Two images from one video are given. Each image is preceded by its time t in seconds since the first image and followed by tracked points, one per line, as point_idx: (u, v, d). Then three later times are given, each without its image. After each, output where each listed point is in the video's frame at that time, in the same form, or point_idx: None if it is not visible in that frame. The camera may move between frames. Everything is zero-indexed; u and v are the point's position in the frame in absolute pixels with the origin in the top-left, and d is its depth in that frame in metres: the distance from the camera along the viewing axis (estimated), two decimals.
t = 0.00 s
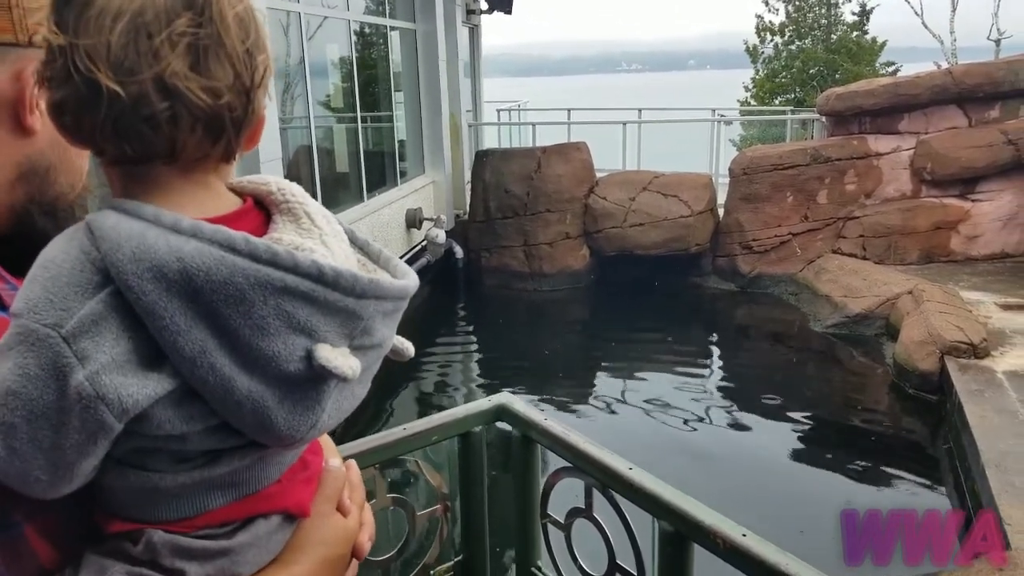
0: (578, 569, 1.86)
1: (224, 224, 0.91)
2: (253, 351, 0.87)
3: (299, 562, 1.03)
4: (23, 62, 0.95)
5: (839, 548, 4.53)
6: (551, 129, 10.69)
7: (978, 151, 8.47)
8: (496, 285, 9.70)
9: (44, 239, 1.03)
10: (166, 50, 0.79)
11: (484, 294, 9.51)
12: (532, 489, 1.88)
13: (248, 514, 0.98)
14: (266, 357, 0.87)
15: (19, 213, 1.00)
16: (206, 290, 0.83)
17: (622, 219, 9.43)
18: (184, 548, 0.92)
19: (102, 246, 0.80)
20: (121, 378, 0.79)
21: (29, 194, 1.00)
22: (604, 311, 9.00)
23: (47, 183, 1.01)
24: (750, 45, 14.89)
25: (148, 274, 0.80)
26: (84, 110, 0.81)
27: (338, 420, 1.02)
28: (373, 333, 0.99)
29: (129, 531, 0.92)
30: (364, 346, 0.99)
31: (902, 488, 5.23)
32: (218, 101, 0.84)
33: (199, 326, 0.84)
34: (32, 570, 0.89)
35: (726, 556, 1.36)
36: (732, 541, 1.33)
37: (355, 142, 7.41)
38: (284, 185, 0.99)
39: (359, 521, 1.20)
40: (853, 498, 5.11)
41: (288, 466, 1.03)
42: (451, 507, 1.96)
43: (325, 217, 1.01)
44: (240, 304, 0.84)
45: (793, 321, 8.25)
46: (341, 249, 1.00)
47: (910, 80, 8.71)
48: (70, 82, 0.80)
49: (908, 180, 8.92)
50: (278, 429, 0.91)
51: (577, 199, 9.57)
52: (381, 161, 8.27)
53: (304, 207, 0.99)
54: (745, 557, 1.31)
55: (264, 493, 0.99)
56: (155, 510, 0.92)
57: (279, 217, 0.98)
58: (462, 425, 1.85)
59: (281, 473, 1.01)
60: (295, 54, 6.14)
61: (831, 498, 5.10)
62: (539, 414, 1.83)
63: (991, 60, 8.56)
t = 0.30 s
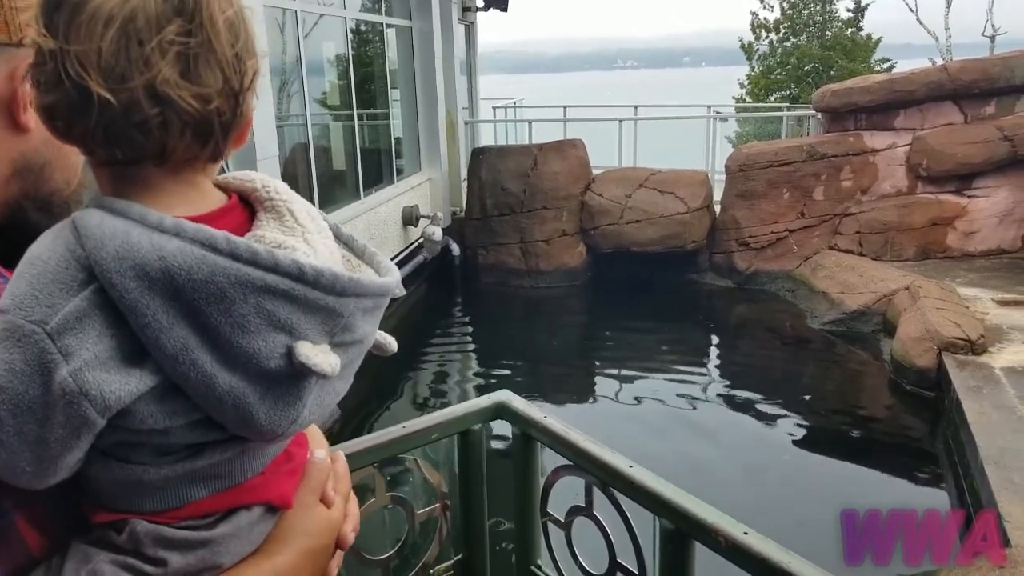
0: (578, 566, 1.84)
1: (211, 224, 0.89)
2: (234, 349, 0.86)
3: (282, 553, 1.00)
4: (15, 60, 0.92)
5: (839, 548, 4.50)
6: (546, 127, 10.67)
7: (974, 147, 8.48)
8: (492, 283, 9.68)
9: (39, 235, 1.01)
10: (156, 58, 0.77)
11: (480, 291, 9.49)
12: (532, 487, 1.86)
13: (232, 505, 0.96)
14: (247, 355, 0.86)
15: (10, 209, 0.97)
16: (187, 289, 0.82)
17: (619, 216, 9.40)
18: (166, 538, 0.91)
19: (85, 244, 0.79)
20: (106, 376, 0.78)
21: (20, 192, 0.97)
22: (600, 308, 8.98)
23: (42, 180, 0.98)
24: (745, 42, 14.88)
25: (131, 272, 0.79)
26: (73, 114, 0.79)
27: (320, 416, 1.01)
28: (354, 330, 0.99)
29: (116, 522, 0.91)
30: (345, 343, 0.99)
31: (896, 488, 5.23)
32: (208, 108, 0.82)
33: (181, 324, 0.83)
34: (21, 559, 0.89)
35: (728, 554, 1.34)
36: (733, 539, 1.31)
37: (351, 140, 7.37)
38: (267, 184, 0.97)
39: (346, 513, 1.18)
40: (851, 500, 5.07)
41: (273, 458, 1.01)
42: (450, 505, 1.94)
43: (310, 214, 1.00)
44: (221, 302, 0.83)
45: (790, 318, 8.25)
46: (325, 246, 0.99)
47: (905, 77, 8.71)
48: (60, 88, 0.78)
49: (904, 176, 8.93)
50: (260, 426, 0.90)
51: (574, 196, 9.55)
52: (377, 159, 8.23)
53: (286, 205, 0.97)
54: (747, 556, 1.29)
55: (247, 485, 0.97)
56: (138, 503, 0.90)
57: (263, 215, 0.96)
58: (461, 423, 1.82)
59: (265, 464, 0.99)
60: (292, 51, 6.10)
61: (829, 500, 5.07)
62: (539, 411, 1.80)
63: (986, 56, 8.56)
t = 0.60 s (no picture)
0: None
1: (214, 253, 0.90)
2: (239, 372, 0.87)
3: None
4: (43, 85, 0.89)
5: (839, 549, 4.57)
6: (551, 139, 10.65)
7: (980, 157, 8.45)
8: (497, 295, 9.64)
9: (60, 251, 0.99)
10: (158, 92, 0.79)
11: (485, 303, 9.45)
12: (541, 504, 1.80)
13: (238, 536, 0.96)
14: (252, 378, 0.88)
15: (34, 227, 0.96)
16: (194, 314, 0.83)
17: (624, 227, 9.36)
18: (171, 570, 0.90)
19: (95, 273, 0.81)
20: (115, 402, 0.80)
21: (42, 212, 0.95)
22: (607, 320, 8.93)
23: (64, 197, 0.96)
24: (748, 54, 14.89)
25: (139, 299, 0.81)
26: (81, 152, 0.81)
27: (327, 439, 1.02)
28: (356, 353, 0.99)
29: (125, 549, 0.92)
30: (347, 366, 0.99)
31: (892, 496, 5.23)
32: (210, 138, 0.84)
33: (188, 348, 0.84)
34: None
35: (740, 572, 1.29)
36: (745, 556, 1.27)
37: (358, 154, 7.35)
38: (269, 212, 0.99)
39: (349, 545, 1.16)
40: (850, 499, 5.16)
41: (277, 487, 1.01)
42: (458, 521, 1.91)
43: (313, 241, 1.02)
44: (226, 327, 0.85)
45: (797, 329, 8.20)
46: (326, 273, 0.99)
47: (910, 88, 8.69)
48: (69, 124, 0.80)
49: (911, 187, 8.89)
50: (266, 449, 0.91)
51: (579, 208, 9.52)
52: (384, 172, 8.21)
53: (289, 233, 0.98)
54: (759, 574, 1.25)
55: (251, 515, 0.97)
56: (145, 532, 0.91)
57: (265, 242, 0.97)
58: (468, 438, 1.75)
59: (269, 494, 0.99)
60: (300, 66, 6.08)
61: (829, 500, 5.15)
62: (546, 426, 1.75)
63: (992, 66, 8.55)
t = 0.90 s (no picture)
0: None
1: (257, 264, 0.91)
2: (304, 369, 0.88)
3: None
4: (45, 95, 0.89)
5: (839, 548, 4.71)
6: (558, 156, 10.69)
7: (989, 174, 8.44)
8: (505, 312, 9.65)
9: (72, 271, 0.99)
10: (199, 94, 0.82)
11: (493, 320, 9.45)
12: (549, 521, 1.82)
13: (301, 564, 0.97)
14: (318, 374, 0.89)
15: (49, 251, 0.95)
16: (256, 312, 0.84)
17: (632, 244, 9.35)
18: None
19: (148, 283, 0.81)
20: (180, 410, 0.79)
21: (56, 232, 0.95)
22: (615, 337, 8.92)
23: (72, 213, 0.96)
24: (755, 72, 14.94)
25: (199, 301, 0.82)
26: (122, 156, 0.81)
27: (389, 443, 1.02)
28: (411, 352, 1.00)
29: None
30: (404, 365, 1.00)
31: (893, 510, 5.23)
32: (250, 137, 0.86)
33: (252, 349, 0.85)
34: None
35: None
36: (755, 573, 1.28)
37: (366, 171, 7.39)
38: (304, 223, 1.03)
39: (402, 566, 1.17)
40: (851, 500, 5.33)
41: (336, 508, 1.02)
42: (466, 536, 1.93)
43: (349, 250, 1.04)
44: (289, 322, 0.86)
45: (806, 347, 8.17)
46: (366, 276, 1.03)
47: (918, 105, 8.70)
48: (110, 129, 0.80)
49: (920, 204, 8.90)
50: (336, 449, 0.92)
51: (586, 224, 9.53)
52: (392, 189, 8.25)
53: (327, 240, 1.02)
54: None
55: (312, 541, 0.98)
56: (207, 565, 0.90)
57: (305, 250, 1.02)
58: (477, 454, 1.75)
59: (327, 518, 1.00)
60: (309, 84, 6.13)
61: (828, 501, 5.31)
62: (555, 441, 1.75)
63: (999, 83, 8.55)
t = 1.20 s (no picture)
0: None
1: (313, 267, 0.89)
2: (379, 360, 0.87)
3: None
4: (24, 103, 0.85)
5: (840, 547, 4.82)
6: (560, 167, 10.73)
7: (991, 183, 8.45)
8: (509, 322, 9.67)
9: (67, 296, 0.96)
10: (271, 62, 0.81)
11: (496, 331, 9.47)
12: (549, 532, 1.83)
13: None
14: (392, 364, 0.87)
15: (41, 275, 0.92)
16: (330, 303, 0.82)
17: (634, 254, 9.35)
18: None
19: (205, 282, 0.77)
20: (258, 415, 0.75)
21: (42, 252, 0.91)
22: (618, 347, 8.93)
23: (67, 236, 0.92)
24: (758, 82, 14.98)
25: (269, 294, 0.79)
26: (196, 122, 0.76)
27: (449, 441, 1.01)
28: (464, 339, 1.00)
29: None
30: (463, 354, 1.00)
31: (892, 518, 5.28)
32: (312, 133, 0.85)
33: (327, 341, 0.83)
34: None
35: None
36: None
37: (368, 182, 7.43)
38: (334, 225, 0.99)
39: None
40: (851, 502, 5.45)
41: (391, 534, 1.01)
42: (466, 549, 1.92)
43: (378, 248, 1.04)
44: (363, 310, 0.85)
45: (810, 357, 8.15)
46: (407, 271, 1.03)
47: (920, 114, 8.71)
48: (180, 80, 0.76)
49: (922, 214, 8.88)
50: (412, 441, 0.90)
51: (589, 234, 9.55)
52: (394, 200, 8.29)
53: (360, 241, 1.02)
54: None
55: (376, 563, 0.97)
56: None
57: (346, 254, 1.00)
58: (478, 466, 1.77)
59: (388, 539, 0.99)
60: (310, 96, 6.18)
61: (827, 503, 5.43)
62: (556, 453, 1.76)
63: (1001, 92, 8.56)
